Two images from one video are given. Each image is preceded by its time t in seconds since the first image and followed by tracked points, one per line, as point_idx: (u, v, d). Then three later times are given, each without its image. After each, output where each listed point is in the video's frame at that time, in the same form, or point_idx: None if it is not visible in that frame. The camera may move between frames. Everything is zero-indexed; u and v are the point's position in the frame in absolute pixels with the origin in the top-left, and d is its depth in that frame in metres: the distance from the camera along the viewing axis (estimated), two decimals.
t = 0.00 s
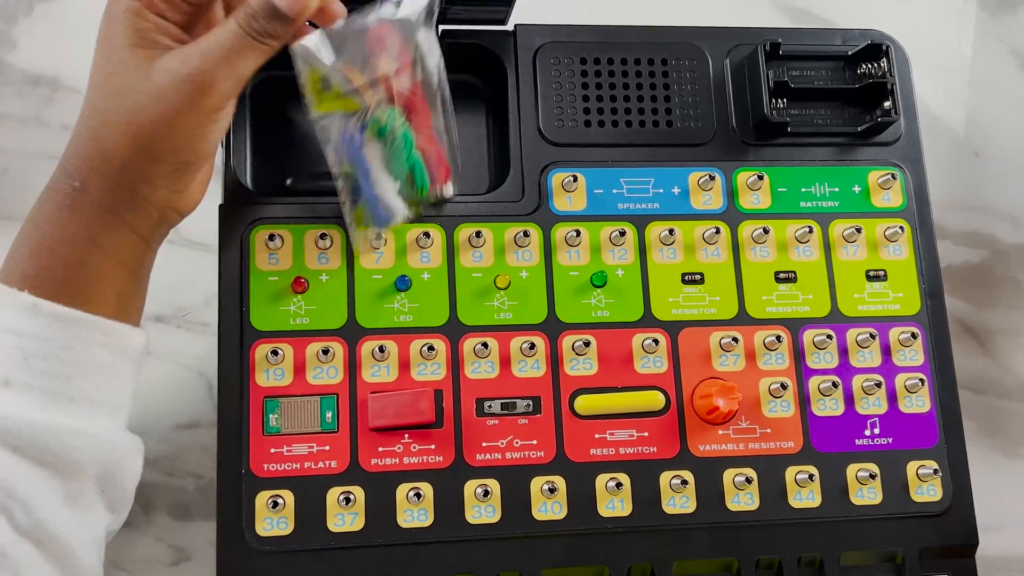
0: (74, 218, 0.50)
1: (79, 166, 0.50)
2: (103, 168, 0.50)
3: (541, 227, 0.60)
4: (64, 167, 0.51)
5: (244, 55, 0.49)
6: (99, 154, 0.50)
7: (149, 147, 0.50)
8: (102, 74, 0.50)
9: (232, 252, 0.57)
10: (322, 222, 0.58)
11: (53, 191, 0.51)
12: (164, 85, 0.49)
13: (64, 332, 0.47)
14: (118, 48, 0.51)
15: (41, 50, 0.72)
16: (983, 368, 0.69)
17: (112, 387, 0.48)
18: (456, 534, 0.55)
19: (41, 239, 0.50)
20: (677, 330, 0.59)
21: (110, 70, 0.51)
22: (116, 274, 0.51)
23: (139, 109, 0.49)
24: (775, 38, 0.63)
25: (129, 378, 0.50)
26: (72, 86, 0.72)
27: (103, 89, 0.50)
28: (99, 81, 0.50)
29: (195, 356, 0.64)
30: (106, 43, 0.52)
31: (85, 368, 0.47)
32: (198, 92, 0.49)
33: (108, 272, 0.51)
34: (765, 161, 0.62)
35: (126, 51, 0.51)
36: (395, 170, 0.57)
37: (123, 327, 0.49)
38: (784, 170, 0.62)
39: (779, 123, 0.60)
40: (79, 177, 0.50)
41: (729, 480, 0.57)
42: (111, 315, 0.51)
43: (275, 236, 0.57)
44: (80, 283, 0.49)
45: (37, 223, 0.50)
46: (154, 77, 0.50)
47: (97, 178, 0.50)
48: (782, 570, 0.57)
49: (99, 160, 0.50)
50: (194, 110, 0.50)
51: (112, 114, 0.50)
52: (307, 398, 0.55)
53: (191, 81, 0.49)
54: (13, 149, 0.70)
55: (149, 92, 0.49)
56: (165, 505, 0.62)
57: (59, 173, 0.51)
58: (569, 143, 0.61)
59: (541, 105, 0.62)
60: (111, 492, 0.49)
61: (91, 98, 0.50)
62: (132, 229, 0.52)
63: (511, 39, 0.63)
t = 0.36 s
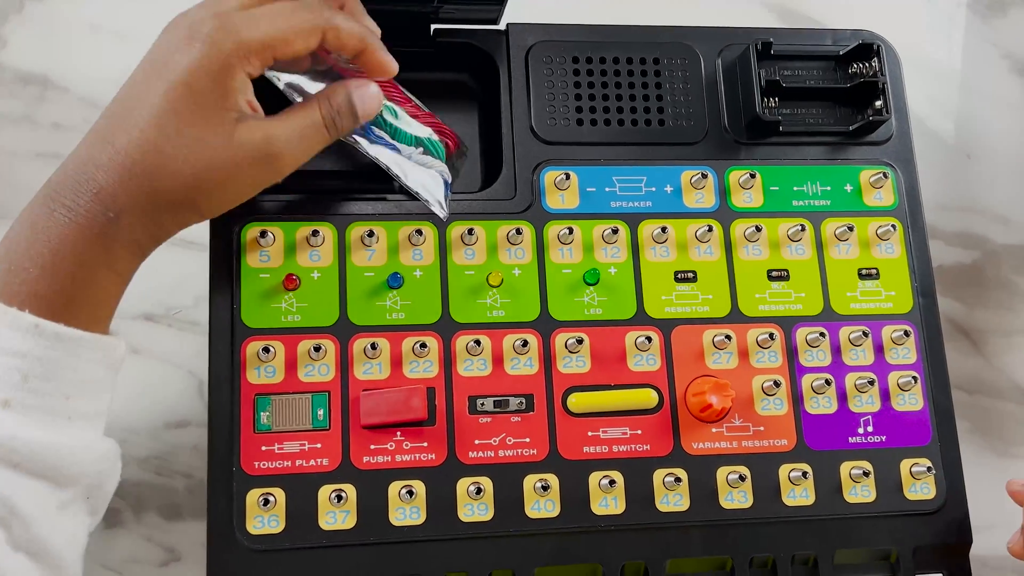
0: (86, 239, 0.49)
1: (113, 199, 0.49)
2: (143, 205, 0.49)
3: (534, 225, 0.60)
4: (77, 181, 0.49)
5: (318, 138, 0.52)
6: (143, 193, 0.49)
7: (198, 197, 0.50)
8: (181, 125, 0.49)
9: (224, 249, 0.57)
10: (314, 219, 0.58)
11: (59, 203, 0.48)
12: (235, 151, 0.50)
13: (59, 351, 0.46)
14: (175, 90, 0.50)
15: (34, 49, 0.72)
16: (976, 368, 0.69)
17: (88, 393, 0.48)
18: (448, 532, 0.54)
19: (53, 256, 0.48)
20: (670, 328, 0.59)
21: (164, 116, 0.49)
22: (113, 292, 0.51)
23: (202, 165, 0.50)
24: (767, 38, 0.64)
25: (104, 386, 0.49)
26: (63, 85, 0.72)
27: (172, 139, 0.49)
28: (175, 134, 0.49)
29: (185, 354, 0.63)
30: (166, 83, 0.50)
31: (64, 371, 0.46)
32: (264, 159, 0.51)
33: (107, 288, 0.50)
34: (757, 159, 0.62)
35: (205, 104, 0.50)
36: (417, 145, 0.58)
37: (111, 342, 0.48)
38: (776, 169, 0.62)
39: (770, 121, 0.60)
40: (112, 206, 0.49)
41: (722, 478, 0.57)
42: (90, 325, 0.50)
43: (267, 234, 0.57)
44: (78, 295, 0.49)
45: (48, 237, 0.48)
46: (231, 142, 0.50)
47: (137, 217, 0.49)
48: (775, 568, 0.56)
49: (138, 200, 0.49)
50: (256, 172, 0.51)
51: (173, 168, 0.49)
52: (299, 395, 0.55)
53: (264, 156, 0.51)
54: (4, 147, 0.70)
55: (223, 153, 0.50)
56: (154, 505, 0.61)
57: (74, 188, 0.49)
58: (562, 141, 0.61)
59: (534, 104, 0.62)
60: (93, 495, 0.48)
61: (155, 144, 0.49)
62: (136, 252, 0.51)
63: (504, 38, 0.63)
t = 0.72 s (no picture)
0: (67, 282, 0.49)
1: (98, 249, 0.50)
2: (126, 252, 0.51)
3: (530, 233, 0.61)
4: (50, 220, 0.49)
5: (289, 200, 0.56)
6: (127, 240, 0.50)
7: (178, 250, 0.53)
8: (178, 185, 0.51)
9: (223, 256, 0.58)
10: (313, 227, 0.59)
11: (35, 240, 0.49)
12: (225, 213, 0.53)
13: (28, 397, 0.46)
14: (173, 147, 0.51)
15: (34, 56, 0.73)
16: (965, 376, 0.70)
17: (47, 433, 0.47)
18: (445, 537, 0.55)
19: (34, 295, 0.48)
20: (664, 335, 0.60)
21: (157, 173, 0.51)
22: (90, 333, 0.51)
23: (196, 225, 0.52)
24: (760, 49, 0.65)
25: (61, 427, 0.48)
26: (62, 92, 0.72)
27: (172, 198, 0.51)
28: (171, 194, 0.51)
29: (182, 359, 0.63)
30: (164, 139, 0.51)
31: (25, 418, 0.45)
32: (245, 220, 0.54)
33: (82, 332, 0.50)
34: (750, 169, 0.63)
35: (200, 163, 0.52)
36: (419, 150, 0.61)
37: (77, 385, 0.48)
38: (768, 179, 0.63)
39: (763, 132, 0.61)
40: (95, 252, 0.50)
41: (715, 484, 0.57)
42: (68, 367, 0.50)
43: (267, 241, 0.58)
44: (59, 338, 0.49)
45: (28, 277, 0.48)
46: (222, 204, 0.53)
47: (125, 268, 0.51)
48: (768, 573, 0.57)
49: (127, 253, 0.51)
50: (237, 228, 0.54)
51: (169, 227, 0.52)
52: (297, 400, 0.56)
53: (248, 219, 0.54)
54: (3, 153, 0.70)
55: (214, 214, 0.53)
56: (152, 510, 0.61)
57: (51, 228, 0.49)
58: (558, 150, 0.62)
59: (530, 114, 0.63)
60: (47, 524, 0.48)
61: (150, 200, 0.51)
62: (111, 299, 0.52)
63: (501, 49, 0.64)
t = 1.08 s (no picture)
0: (76, 317, 0.47)
1: (114, 286, 0.48)
2: (142, 289, 0.49)
3: (526, 245, 0.60)
4: (63, 251, 0.48)
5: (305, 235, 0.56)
6: (147, 276, 0.49)
7: (195, 285, 0.52)
8: (201, 226, 0.50)
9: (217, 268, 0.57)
10: (308, 239, 0.58)
11: (47, 272, 0.47)
12: (245, 252, 0.52)
13: (31, 427, 0.45)
14: (198, 186, 0.50)
15: (27, 64, 0.72)
16: (962, 390, 0.70)
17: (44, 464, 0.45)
18: (440, 553, 0.54)
19: (44, 330, 0.47)
20: (661, 349, 0.59)
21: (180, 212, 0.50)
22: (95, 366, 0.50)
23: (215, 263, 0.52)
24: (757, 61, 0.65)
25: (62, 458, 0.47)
26: (56, 101, 0.72)
27: (196, 237, 0.50)
28: (193, 235, 0.50)
29: (175, 371, 0.63)
30: (189, 177, 0.50)
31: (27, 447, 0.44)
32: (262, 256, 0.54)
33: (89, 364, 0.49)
34: (748, 183, 0.63)
35: (224, 203, 0.51)
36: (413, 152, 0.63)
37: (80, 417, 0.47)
38: (766, 192, 0.63)
39: (761, 145, 0.61)
40: (109, 287, 0.48)
41: (712, 500, 0.57)
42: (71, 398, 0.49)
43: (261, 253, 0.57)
44: (66, 371, 0.48)
45: (38, 310, 0.46)
46: (243, 244, 0.52)
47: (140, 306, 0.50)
48: None
49: (144, 290, 0.49)
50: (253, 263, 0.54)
51: (188, 265, 0.51)
52: (291, 414, 0.55)
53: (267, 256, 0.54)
54: None
55: (234, 254, 0.52)
56: (144, 524, 0.60)
57: (63, 260, 0.47)
58: (554, 163, 0.62)
59: (527, 126, 0.62)
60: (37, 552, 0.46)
61: (171, 241, 0.50)
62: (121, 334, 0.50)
63: (497, 59, 0.63)
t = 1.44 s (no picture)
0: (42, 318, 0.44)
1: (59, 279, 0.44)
2: (98, 275, 0.45)
3: (522, 266, 0.60)
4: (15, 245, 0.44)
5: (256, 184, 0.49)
6: (112, 258, 0.45)
7: (163, 262, 0.47)
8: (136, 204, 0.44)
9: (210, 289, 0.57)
10: (302, 259, 0.58)
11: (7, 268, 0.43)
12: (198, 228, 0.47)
13: (12, 414, 0.44)
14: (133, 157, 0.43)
15: (22, 81, 0.72)
16: (961, 410, 0.69)
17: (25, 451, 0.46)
18: None
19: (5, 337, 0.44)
20: (658, 371, 0.59)
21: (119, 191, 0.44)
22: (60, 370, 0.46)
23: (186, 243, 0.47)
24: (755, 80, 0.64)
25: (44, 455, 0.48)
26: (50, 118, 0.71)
27: (166, 215, 0.45)
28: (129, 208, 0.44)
29: (168, 392, 0.62)
30: (116, 153, 0.44)
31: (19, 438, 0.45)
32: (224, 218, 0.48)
33: (60, 365, 0.46)
34: (746, 202, 0.62)
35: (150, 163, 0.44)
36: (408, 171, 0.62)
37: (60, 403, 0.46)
38: (763, 212, 0.62)
39: (759, 165, 0.61)
40: (63, 279, 0.44)
41: (709, 523, 0.57)
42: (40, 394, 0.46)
43: (255, 274, 0.57)
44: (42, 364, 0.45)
45: None
46: (201, 219, 0.47)
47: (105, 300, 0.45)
48: None
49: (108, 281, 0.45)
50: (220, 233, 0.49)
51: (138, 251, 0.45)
52: (284, 438, 0.55)
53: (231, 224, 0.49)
54: None
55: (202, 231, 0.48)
56: (136, 546, 0.60)
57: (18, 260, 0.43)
58: (551, 182, 0.61)
59: (524, 145, 0.62)
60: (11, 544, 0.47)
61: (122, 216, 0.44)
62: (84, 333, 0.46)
63: (494, 77, 0.63)
